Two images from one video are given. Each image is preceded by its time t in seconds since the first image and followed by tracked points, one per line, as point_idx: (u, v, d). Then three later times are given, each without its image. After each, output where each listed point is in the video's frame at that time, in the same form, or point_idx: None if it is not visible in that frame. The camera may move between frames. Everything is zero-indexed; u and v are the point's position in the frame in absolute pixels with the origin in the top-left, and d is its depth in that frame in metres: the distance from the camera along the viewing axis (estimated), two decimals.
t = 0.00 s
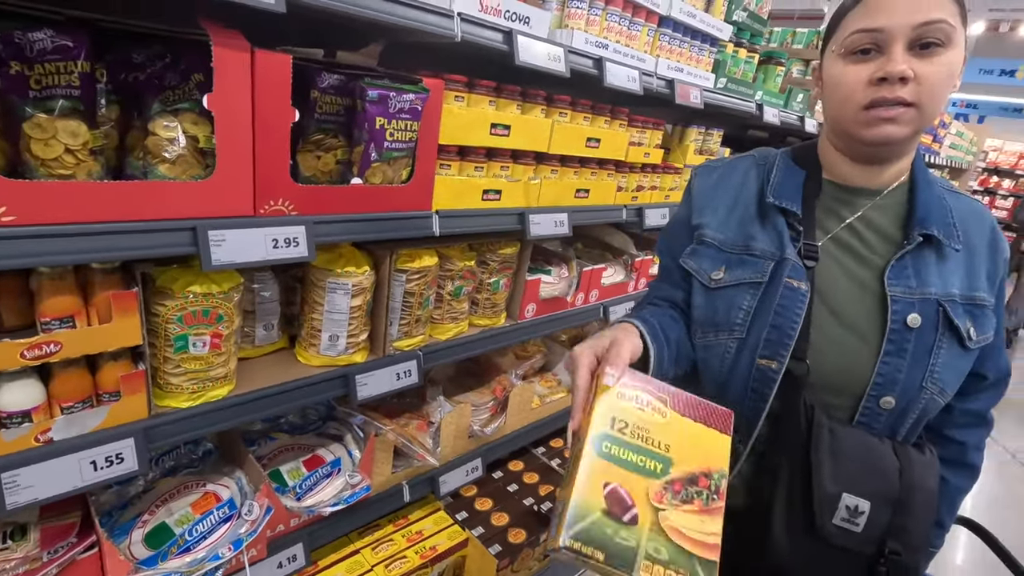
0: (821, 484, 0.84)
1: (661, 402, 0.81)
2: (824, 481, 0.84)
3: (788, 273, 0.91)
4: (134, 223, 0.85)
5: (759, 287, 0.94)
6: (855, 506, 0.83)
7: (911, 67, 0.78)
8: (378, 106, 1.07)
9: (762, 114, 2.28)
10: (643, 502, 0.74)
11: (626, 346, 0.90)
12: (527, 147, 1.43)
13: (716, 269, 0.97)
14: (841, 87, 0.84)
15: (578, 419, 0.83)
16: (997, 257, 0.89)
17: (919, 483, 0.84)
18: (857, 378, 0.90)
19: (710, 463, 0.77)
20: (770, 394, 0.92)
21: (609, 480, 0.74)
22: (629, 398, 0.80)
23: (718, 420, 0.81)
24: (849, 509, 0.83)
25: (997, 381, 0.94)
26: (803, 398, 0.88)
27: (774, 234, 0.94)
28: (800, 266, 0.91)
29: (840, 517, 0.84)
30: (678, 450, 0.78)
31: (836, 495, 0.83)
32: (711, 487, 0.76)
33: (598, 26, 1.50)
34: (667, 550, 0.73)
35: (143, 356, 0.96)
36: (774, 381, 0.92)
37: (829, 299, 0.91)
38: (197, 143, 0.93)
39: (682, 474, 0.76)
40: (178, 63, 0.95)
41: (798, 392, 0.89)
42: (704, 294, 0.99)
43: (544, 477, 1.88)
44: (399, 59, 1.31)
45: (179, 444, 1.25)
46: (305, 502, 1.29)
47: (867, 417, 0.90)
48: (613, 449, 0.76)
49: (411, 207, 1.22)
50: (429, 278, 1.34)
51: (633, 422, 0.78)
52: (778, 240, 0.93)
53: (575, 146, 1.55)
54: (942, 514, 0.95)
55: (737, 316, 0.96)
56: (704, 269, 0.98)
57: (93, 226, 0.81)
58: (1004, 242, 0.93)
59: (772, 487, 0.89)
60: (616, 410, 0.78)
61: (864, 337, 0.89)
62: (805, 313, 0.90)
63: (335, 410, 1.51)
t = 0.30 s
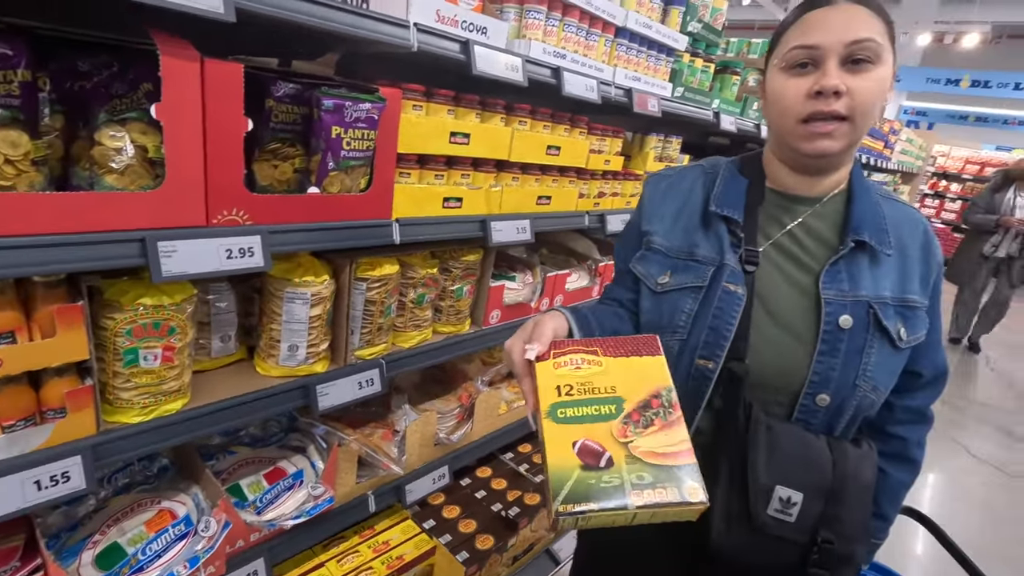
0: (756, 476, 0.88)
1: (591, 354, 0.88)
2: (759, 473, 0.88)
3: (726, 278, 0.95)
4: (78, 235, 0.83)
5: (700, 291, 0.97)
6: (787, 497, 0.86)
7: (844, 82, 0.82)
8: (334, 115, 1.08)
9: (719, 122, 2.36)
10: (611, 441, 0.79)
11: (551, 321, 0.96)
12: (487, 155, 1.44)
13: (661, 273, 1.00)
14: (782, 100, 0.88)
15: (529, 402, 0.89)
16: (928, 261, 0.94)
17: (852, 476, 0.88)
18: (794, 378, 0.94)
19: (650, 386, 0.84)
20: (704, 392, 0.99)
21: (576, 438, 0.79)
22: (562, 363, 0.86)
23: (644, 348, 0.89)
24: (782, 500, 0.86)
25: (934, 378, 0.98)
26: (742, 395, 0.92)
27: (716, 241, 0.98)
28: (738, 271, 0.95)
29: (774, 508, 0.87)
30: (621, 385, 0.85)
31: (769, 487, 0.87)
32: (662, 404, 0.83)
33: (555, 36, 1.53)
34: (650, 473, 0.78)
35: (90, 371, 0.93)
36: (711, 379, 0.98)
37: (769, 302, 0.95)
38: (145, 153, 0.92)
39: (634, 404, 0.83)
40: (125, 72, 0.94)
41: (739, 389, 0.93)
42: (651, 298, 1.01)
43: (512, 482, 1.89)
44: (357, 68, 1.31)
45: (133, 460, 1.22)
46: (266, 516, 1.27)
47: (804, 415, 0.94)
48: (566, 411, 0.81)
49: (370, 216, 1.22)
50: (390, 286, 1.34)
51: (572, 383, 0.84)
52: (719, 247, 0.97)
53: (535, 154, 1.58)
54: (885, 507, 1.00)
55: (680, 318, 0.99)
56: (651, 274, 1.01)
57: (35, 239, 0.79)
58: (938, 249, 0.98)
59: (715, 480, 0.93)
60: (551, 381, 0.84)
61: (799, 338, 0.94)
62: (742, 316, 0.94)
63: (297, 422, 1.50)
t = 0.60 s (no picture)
0: (722, 474, 0.89)
1: (547, 313, 0.87)
2: (725, 470, 0.89)
3: (695, 277, 0.97)
4: (39, 246, 0.82)
5: (669, 287, 0.98)
6: (754, 493, 0.88)
7: (796, 87, 0.85)
8: (303, 123, 1.08)
9: (692, 129, 2.40)
10: (588, 390, 0.78)
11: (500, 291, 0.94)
12: (460, 161, 1.45)
13: (630, 266, 1.01)
14: (738, 106, 0.91)
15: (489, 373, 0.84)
16: (885, 261, 0.97)
17: (816, 471, 0.90)
18: (760, 375, 0.96)
19: (616, 333, 0.85)
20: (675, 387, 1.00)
21: (551, 393, 0.76)
22: (520, 324, 0.84)
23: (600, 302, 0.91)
24: (749, 496, 0.88)
25: (894, 376, 1.01)
26: (708, 394, 0.93)
27: (685, 240, 1.00)
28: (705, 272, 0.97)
29: (741, 504, 0.89)
30: (585, 336, 0.84)
31: (737, 484, 0.88)
32: (629, 345, 0.84)
33: (527, 45, 1.55)
34: (633, 414, 0.77)
35: (53, 383, 0.92)
36: (680, 375, 0.99)
37: (735, 302, 0.97)
38: (110, 161, 0.91)
39: (602, 351, 0.83)
40: (89, 79, 0.93)
41: (705, 386, 0.94)
42: (619, 291, 1.01)
43: (490, 488, 1.89)
44: (328, 76, 1.31)
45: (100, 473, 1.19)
46: (238, 528, 1.26)
47: (769, 412, 0.96)
48: (534, 370, 0.78)
49: (342, 224, 1.22)
50: (363, 294, 1.34)
51: (535, 343, 0.82)
52: (687, 245, 0.99)
53: (509, 161, 1.59)
54: (850, 502, 1.02)
55: (648, 313, 1.00)
56: (619, 266, 1.01)
57: None
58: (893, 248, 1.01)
59: (684, 478, 0.95)
60: (512, 344, 0.81)
61: (763, 336, 0.96)
62: (709, 315, 0.96)
63: (271, 431, 1.48)
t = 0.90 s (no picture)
0: (693, 474, 0.91)
1: (534, 358, 0.76)
2: (695, 470, 0.91)
3: (679, 278, 0.96)
4: None
5: (655, 285, 0.96)
6: (723, 492, 0.90)
7: (753, 104, 0.88)
8: (274, 133, 1.06)
9: (663, 137, 2.45)
10: (577, 461, 0.74)
11: (480, 325, 0.78)
12: (434, 170, 1.46)
13: (617, 257, 0.97)
14: (698, 121, 0.94)
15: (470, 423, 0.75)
16: (844, 265, 1.02)
17: (783, 469, 0.92)
18: (728, 375, 0.98)
19: (605, 385, 0.79)
20: (651, 386, 0.97)
21: (540, 466, 0.72)
22: (505, 376, 0.73)
23: (591, 336, 0.81)
24: (718, 495, 0.90)
25: (855, 376, 1.05)
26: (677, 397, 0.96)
27: (670, 239, 0.98)
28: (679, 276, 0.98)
29: (711, 503, 0.91)
30: (573, 389, 0.77)
31: (706, 483, 0.90)
32: (619, 403, 0.79)
33: (500, 56, 1.57)
34: (620, 489, 0.76)
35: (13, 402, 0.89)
36: (660, 374, 0.96)
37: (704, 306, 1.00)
38: (73, 173, 0.89)
39: (591, 410, 0.77)
40: (50, 89, 0.92)
41: (675, 391, 0.98)
42: (602, 281, 0.96)
43: (470, 498, 1.88)
44: (300, 86, 1.31)
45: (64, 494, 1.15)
46: (210, 546, 1.23)
47: (738, 414, 0.98)
48: (522, 437, 0.72)
49: (315, 234, 1.21)
50: (338, 304, 1.33)
51: (522, 400, 0.73)
52: (672, 246, 0.98)
53: (483, 169, 1.60)
54: (818, 500, 1.05)
55: (631, 308, 0.96)
56: (607, 254, 0.97)
57: None
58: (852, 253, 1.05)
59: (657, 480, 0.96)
60: (498, 406, 0.71)
61: (730, 339, 0.98)
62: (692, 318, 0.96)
63: (244, 446, 1.46)
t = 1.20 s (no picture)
0: (684, 478, 0.93)
1: (535, 366, 0.77)
2: (686, 475, 0.93)
3: (665, 285, 0.97)
4: None
5: (642, 292, 0.97)
6: (714, 495, 0.92)
7: (730, 115, 0.91)
8: (256, 146, 1.06)
9: (639, 146, 2.50)
10: (576, 470, 0.76)
11: (484, 332, 0.76)
12: (416, 182, 1.46)
13: (604, 264, 0.98)
14: (677, 133, 0.96)
15: (469, 428, 0.76)
16: (818, 271, 1.05)
17: (769, 470, 0.94)
18: (714, 380, 1.00)
19: (603, 394, 0.80)
20: (645, 393, 0.98)
21: (541, 474, 0.73)
22: (508, 385, 0.73)
23: (589, 346, 0.82)
24: (709, 498, 0.92)
25: (831, 378, 1.09)
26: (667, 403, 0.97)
27: (656, 247, 1.00)
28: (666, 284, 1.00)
29: (702, 507, 0.92)
30: (573, 397, 0.78)
31: (697, 486, 0.92)
32: (616, 412, 0.80)
33: (479, 68, 1.58)
34: (617, 495, 0.78)
35: None
36: (649, 380, 0.98)
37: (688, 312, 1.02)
38: (49, 189, 0.87)
39: (590, 419, 0.78)
40: (23, 104, 0.90)
41: (664, 397, 0.99)
42: (591, 288, 0.98)
43: (456, 508, 1.87)
44: (280, 100, 1.30)
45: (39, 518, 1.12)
46: (192, 567, 1.20)
47: (724, 418, 1.00)
48: (524, 446, 0.73)
49: (298, 247, 1.20)
50: (321, 317, 1.32)
51: (524, 409, 0.74)
52: (658, 253, 1.00)
53: (464, 180, 1.61)
54: (799, 500, 1.08)
55: (621, 315, 0.97)
56: (594, 262, 0.98)
57: None
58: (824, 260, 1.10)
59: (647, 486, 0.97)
60: (502, 415, 0.71)
61: (716, 344, 1.00)
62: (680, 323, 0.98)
63: (226, 463, 1.43)
